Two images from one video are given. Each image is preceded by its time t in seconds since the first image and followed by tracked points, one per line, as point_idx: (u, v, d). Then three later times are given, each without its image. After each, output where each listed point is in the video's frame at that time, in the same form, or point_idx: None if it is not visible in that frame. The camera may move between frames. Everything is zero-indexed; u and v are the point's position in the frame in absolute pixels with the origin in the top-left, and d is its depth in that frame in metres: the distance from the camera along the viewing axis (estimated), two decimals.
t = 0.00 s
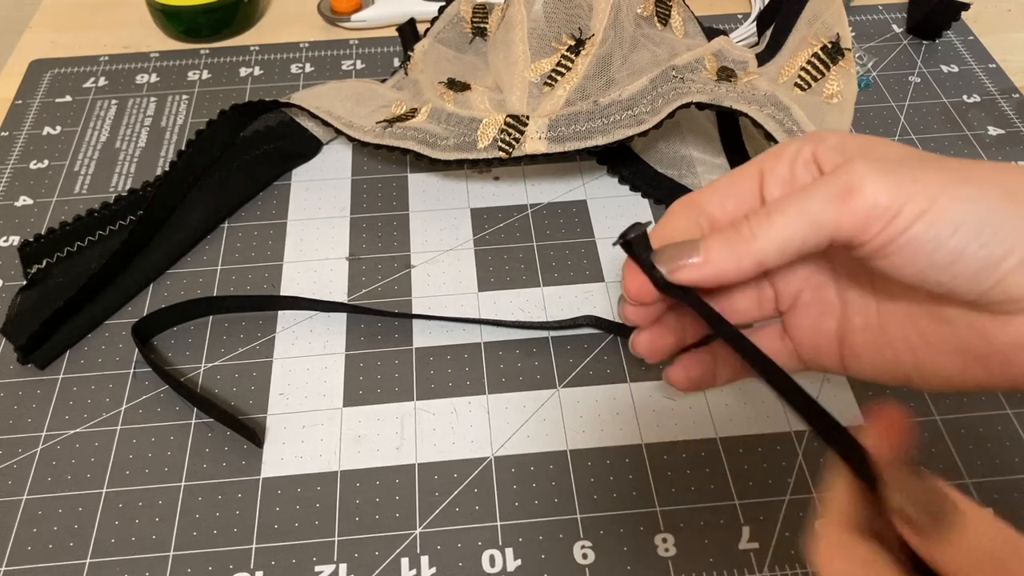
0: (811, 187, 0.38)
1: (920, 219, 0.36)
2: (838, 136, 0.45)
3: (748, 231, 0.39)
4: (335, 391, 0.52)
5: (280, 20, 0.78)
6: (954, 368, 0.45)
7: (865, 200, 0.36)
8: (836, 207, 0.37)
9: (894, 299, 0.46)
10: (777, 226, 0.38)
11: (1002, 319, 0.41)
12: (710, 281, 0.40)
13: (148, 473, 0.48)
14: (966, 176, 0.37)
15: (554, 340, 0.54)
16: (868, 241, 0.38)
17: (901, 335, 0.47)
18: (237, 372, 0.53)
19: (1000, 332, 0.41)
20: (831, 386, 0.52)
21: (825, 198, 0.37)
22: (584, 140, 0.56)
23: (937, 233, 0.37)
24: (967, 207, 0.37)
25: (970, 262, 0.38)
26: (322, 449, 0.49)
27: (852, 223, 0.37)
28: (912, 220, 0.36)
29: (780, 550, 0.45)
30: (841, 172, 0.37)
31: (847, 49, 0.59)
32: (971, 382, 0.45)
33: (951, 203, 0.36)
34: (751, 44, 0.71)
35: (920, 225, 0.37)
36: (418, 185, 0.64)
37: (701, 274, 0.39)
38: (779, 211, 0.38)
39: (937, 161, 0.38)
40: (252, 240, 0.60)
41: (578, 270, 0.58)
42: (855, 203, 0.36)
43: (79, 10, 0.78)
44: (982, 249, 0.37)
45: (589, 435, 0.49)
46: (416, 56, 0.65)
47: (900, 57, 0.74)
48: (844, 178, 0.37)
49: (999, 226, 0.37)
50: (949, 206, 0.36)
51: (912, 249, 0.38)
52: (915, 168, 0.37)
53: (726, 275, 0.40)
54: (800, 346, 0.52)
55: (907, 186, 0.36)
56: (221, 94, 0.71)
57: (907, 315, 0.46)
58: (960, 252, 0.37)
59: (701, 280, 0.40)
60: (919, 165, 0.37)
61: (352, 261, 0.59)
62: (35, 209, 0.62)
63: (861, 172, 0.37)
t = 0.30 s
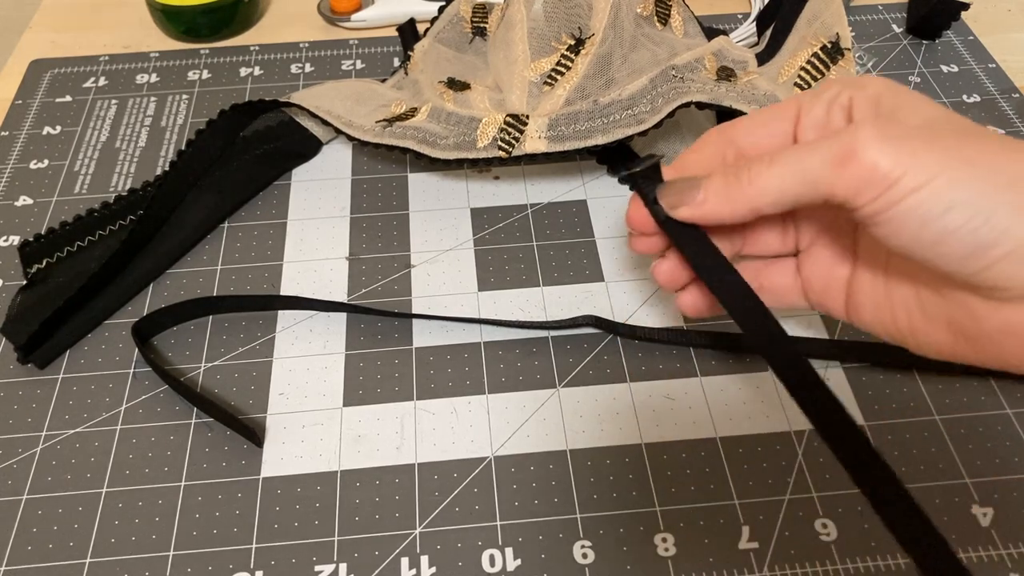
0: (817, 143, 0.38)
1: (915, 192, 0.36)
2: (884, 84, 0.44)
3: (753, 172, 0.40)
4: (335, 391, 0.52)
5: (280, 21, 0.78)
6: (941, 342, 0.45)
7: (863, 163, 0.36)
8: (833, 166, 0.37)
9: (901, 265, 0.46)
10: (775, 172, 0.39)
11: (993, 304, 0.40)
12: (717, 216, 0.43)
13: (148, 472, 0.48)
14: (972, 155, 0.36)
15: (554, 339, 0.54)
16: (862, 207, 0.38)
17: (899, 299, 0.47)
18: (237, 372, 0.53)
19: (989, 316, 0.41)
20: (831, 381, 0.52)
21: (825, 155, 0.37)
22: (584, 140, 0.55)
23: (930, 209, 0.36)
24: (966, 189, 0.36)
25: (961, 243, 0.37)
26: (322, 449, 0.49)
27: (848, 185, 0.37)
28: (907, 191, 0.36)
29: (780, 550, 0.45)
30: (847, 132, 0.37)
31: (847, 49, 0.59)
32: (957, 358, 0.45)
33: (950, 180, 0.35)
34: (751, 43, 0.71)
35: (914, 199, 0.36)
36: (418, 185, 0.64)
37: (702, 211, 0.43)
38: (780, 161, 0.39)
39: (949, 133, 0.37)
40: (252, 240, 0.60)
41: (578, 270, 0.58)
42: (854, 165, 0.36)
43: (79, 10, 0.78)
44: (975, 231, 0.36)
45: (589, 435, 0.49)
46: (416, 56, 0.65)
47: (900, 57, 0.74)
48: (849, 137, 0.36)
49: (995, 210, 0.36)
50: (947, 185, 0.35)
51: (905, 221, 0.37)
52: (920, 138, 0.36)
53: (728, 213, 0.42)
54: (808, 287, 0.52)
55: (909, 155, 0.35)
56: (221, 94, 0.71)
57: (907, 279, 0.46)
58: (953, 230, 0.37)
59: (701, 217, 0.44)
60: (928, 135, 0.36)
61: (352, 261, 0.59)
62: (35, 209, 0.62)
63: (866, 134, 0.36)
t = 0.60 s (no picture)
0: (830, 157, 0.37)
1: (926, 206, 0.35)
2: (906, 87, 0.43)
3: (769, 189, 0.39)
4: (335, 391, 0.52)
5: (279, 21, 0.78)
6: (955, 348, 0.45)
7: (877, 178, 0.35)
8: (846, 182, 0.36)
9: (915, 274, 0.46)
10: (791, 188, 0.38)
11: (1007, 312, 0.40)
12: (734, 230, 0.41)
13: (148, 472, 0.48)
14: (985, 169, 0.35)
15: (554, 339, 0.54)
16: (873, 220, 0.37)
17: (913, 304, 0.46)
18: (237, 372, 0.53)
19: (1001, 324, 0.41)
20: (832, 381, 0.52)
21: (838, 170, 0.36)
22: (583, 140, 0.56)
23: (942, 222, 0.36)
24: (979, 203, 0.35)
25: (974, 254, 0.37)
26: (322, 449, 0.49)
27: (861, 201, 0.36)
28: (918, 206, 0.35)
29: (780, 550, 0.45)
30: (860, 145, 0.36)
31: (846, 49, 0.59)
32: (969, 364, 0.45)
33: (961, 193, 0.35)
34: (751, 43, 0.71)
35: (925, 213, 0.35)
36: (417, 185, 0.64)
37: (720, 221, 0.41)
38: (795, 176, 0.38)
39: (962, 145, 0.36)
40: (252, 240, 0.60)
41: (578, 270, 0.58)
42: (867, 180, 0.35)
43: (80, 10, 0.78)
44: (989, 244, 0.36)
45: (589, 435, 0.49)
46: (416, 56, 0.65)
47: (900, 57, 0.74)
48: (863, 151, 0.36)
49: (1007, 222, 0.35)
50: (959, 199, 0.35)
51: (917, 233, 0.37)
52: (932, 152, 0.35)
53: (746, 228, 0.41)
54: (822, 289, 0.51)
55: (922, 168, 0.35)
56: (221, 94, 0.71)
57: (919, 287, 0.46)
58: (964, 243, 0.36)
59: (719, 229, 0.42)
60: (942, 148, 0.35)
61: (352, 261, 0.59)
62: (35, 209, 0.62)
63: (879, 148, 0.35)
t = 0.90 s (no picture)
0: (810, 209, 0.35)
1: (919, 260, 0.34)
2: (881, 125, 0.40)
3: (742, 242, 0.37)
4: (335, 391, 0.52)
5: (279, 21, 0.78)
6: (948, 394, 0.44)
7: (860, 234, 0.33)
8: (829, 239, 0.34)
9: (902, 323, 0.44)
10: (768, 242, 0.36)
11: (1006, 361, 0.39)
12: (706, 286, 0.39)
13: (148, 472, 0.48)
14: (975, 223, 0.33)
15: (554, 340, 0.54)
16: (863, 275, 0.35)
17: (899, 352, 0.45)
18: (237, 372, 0.53)
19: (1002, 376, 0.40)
20: (831, 382, 0.52)
21: (821, 225, 0.34)
22: (584, 140, 0.56)
23: (937, 276, 0.34)
24: (974, 258, 0.33)
25: (973, 306, 0.35)
26: (322, 449, 0.49)
27: (845, 257, 0.34)
28: (909, 260, 0.34)
29: (780, 550, 0.45)
30: (841, 198, 0.34)
31: (846, 49, 0.59)
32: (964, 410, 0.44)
33: (953, 248, 0.33)
34: (751, 44, 0.71)
35: (916, 267, 0.34)
36: (417, 185, 0.64)
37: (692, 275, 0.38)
38: (772, 229, 0.36)
39: (951, 191, 0.34)
40: (252, 240, 0.60)
41: (578, 270, 0.58)
42: (851, 237, 0.34)
43: (80, 10, 0.78)
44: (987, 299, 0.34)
45: (589, 435, 0.49)
46: (416, 55, 0.65)
47: (900, 57, 0.74)
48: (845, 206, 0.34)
49: (1002, 277, 0.33)
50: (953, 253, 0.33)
51: (908, 287, 0.35)
52: (919, 204, 0.33)
53: (721, 284, 0.38)
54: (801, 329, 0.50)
55: (907, 225, 0.33)
56: (221, 94, 0.71)
57: (906, 335, 0.44)
58: (959, 298, 0.35)
59: (694, 284, 0.39)
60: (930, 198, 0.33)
61: (352, 261, 0.59)
62: (35, 209, 0.62)
63: (862, 202, 0.33)
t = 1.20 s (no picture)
0: (812, 222, 0.34)
1: (933, 262, 0.33)
2: (875, 123, 0.40)
3: (748, 263, 0.35)
4: (335, 391, 0.52)
5: (279, 21, 0.78)
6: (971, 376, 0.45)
7: (870, 244, 0.33)
8: (837, 253, 0.33)
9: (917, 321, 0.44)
10: (776, 261, 0.34)
11: None
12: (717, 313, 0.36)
13: (148, 472, 0.48)
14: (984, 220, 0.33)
15: (554, 340, 0.54)
16: (877, 281, 0.35)
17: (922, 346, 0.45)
18: (237, 372, 0.53)
19: None
20: (831, 383, 0.52)
21: (827, 241, 0.33)
22: (583, 140, 0.56)
23: (954, 277, 0.34)
24: (989, 256, 0.33)
25: (992, 300, 0.35)
26: (322, 448, 0.49)
27: (856, 267, 0.34)
28: (923, 262, 0.33)
29: (781, 550, 0.45)
30: (845, 208, 0.33)
31: (846, 49, 0.59)
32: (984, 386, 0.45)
33: (967, 249, 0.33)
34: (751, 44, 0.71)
35: (931, 268, 0.34)
36: (417, 185, 0.64)
37: (703, 302, 0.36)
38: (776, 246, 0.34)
39: (956, 190, 0.33)
40: (252, 240, 0.60)
41: (578, 270, 0.58)
42: (861, 249, 0.33)
43: (79, 10, 0.78)
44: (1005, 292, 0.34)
45: (589, 435, 0.49)
46: (416, 55, 0.65)
47: (900, 57, 0.74)
48: (850, 217, 0.33)
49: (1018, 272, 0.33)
50: (966, 252, 0.33)
51: (925, 291, 0.35)
52: (925, 208, 0.33)
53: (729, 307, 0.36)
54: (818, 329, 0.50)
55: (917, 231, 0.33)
56: (221, 94, 0.71)
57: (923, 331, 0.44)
58: (978, 297, 0.35)
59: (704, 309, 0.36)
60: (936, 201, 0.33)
61: (352, 261, 0.59)
62: (35, 209, 0.62)
63: (868, 212, 0.33)
